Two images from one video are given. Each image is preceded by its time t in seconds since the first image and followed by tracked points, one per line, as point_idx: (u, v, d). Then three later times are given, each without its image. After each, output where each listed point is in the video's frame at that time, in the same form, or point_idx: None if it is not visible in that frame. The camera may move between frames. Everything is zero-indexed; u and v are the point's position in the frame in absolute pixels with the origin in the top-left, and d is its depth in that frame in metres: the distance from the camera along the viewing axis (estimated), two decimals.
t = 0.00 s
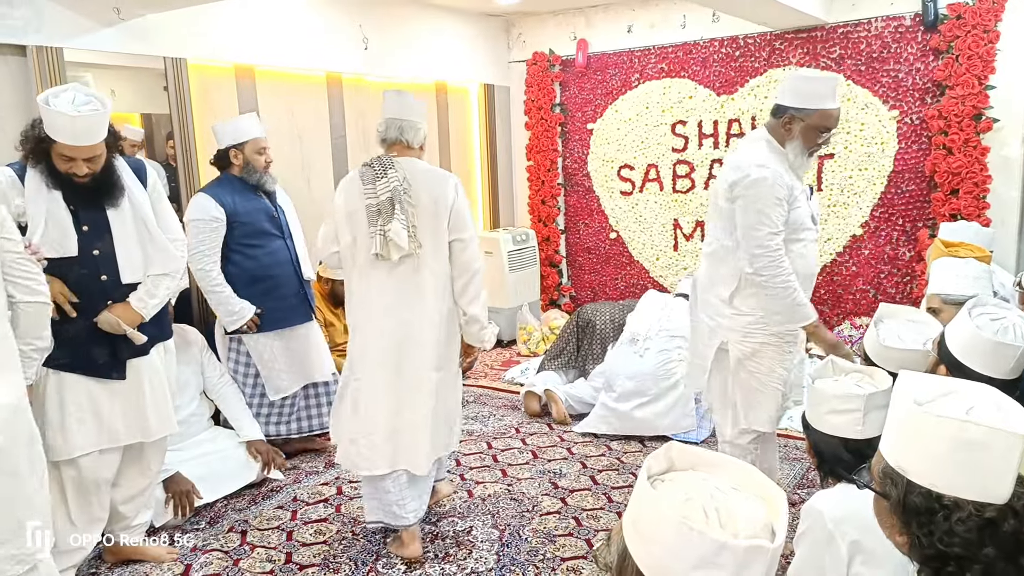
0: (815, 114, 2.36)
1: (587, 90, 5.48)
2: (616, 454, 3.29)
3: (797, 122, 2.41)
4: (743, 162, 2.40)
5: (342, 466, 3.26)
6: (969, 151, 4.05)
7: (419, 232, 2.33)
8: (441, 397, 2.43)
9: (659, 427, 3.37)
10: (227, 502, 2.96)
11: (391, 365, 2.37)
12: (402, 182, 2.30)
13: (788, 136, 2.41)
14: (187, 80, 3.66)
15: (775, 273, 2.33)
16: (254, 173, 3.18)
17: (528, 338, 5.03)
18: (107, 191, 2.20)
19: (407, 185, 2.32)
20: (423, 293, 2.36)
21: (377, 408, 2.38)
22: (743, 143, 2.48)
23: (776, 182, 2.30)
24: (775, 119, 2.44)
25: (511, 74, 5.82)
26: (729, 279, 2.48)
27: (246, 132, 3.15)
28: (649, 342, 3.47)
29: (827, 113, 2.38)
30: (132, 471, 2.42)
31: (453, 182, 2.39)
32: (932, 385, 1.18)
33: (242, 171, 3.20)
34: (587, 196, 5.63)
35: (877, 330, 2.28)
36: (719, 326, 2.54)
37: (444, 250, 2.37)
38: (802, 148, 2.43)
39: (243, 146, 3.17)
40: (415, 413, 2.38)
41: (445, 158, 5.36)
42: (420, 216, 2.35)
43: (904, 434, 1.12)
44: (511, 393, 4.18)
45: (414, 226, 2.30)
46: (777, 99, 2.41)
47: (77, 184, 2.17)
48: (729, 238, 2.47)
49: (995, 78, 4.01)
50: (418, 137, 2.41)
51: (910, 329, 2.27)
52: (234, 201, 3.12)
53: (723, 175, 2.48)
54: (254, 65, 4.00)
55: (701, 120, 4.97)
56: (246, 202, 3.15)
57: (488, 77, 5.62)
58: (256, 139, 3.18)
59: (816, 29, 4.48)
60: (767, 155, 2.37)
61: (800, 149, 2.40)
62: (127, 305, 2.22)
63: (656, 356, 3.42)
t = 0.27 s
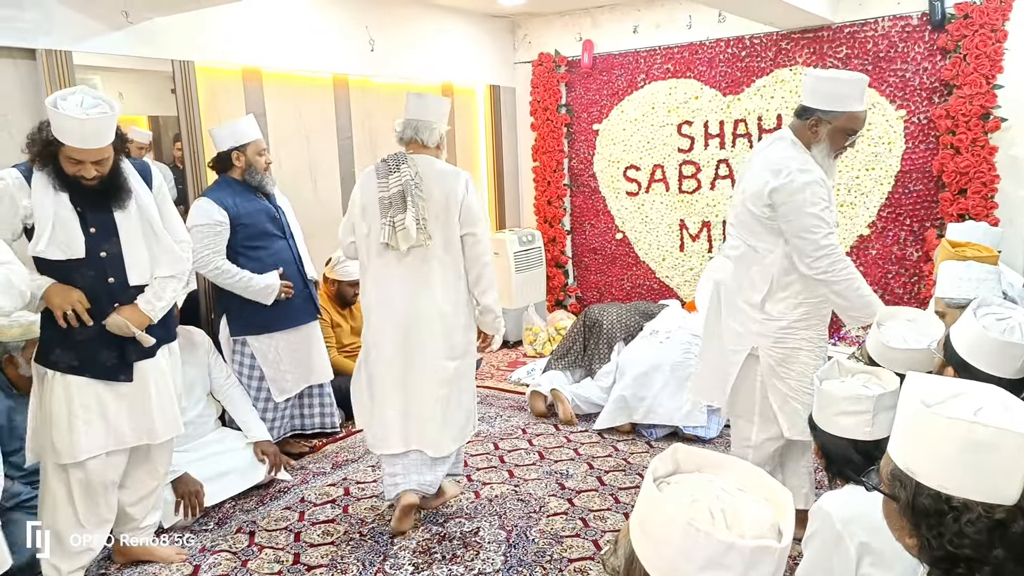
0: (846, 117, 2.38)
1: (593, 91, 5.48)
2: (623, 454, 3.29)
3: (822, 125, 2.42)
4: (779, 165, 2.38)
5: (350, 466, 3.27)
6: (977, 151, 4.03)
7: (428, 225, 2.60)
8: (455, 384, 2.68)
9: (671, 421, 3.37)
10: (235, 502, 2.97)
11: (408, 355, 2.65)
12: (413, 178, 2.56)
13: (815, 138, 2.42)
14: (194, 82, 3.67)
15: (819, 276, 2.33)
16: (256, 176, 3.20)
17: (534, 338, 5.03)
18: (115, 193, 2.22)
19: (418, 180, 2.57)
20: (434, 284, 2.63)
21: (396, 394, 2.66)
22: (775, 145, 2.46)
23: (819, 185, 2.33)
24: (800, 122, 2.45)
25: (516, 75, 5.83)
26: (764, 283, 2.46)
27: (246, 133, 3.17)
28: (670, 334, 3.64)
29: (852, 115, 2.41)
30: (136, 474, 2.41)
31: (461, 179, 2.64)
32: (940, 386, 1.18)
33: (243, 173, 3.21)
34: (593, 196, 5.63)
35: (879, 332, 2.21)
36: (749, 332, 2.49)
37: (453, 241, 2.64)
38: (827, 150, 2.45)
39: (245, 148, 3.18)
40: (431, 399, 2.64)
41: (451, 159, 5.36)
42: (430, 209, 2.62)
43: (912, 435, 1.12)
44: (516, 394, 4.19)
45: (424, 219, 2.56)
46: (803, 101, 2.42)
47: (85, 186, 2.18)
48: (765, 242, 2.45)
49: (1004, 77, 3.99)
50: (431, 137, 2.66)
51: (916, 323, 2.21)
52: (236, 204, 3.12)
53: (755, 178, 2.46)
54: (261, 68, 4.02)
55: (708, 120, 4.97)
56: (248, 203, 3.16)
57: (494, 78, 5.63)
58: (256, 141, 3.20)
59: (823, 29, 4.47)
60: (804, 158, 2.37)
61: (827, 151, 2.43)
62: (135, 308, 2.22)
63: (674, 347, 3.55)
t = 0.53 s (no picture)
0: (871, 120, 2.41)
1: (597, 94, 5.49)
2: (628, 458, 3.29)
3: (850, 128, 2.44)
4: (805, 167, 2.40)
5: (355, 470, 3.28)
6: (982, 153, 4.03)
7: (427, 224, 2.66)
8: (465, 381, 2.74)
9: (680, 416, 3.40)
10: (241, 506, 2.98)
11: (419, 356, 2.71)
12: (410, 179, 2.63)
13: (841, 141, 2.45)
14: (200, 87, 3.69)
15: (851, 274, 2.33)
16: (256, 179, 3.23)
17: (538, 341, 5.04)
18: (120, 197, 2.24)
19: (415, 181, 2.64)
20: (437, 283, 2.68)
21: (410, 395, 2.73)
22: (801, 146, 2.49)
23: (845, 185, 2.34)
24: (825, 125, 2.48)
25: (520, 79, 5.84)
26: (799, 288, 2.46)
27: (240, 138, 3.19)
28: (679, 335, 3.65)
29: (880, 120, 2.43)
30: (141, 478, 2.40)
31: (458, 178, 2.67)
32: (943, 390, 1.18)
33: (243, 178, 3.23)
34: (598, 200, 5.64)
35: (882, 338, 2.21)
36: (789, 340, 2.47)
37: (453, 239, 2.67)
38: (853, 153, 2.47)
39: (243, 153, 3.21)
40: (443, 397, 2.70)
41: (456, 163, 5.38)
42: (430, 209, 2.67)
43: (916, 439, 1.13)
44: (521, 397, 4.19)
45: (422, 220, 2.63)
46: (829, 104, 2.45)
47: (90, 191, 2.19)
48: (795, 244, 2.46)
49: (1009, 80, 3.99)
50: (430, 139, 2.70)
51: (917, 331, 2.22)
52: (242, 207, 3.14)
53: (780, 181, 2.48)
54: (265, 73, 4.04)
55: (712, 123, 4.98)
56: (251, 206, 3.18)
57: (498, 82, 5.64)
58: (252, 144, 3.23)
59: (827, 32, 4.47)
60: (830, 159, 2.38)
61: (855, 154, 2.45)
62: (145, 308, 2.24)
63: (684, 345, 3.54)
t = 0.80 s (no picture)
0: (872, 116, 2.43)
1: (599, 98, 5.49)
2: (631, 461, 3.29)
3: (851, 125, 2.46)
4: (810, 165, 2.42)
5: (358, 474, 3.28)
6: (985, 155, 4.03)
7: (415, 228, 2.72)
8: (463, 380, 2.78)
9: (683, 419, 3.40)
10: (244, 510, 2.98)
11: (416, 357, 2.77)
12: (398, 185, 2.73)
13: (843, 138, 2.47)
14: (203, 92, 3.70)
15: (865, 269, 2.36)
16: (257, 183, 3.23)
17: (541, 345, 5.04)
18: (120, 201, 2.25)
19: (403, 186, 2.73)
20: (424, 283, 2.74)
21: (410, 395, 2.79)
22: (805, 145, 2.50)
23: (850, 182, 2.36)
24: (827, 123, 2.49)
25: (523, 82, 5.85)
26: (821, 284, 2.45)
27: (239, 142, 3.19)
28: (682, 338, 3.66)
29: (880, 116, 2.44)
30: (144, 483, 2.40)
31: (444, 181, 2.71)
32: (946, 392, 1.18)
33: (244, 181, 3.23)
34: (600, 203, 5.64)
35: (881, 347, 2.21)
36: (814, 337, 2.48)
37: (439, 241, 2.72)
38: (855, 151, 2.49)
39: (242, 157, 3.22)
40: (443, 395, 2.74)
41: (458, 167, 5.39)
42: (417, 214, 2.73)
43: (920, 441, 1.12)
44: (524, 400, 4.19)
45: (410, 224, 2.70)
46: (830, 103, 2.46)
47: (89, 195, 2.20)
48: (805, 241, 2.47)
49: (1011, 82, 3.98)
50: (420, 144, 2.75)
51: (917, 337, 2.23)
52: (246, 208, 3.14)
53: (785, 181, 2.49)
54: (268, 77, 4.05)
55: (714, 126, 4.98)
56: (254, 206, 3.18)
57: (500, 85, 5.65)
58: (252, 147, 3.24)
59: (829, 34, 4.47)
60: (833, 157, 2.39)
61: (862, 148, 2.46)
62: (147, 312, 2.24)
63: (688, 348, 3.56)
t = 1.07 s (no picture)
0: (866, 107, 2.45)
1: (601, 98, 5.49)
2: (633, 462, 3.29)
3: (847, 119, 2.46)
4: (814, 161, 2.42)
5: (360, 474, 3.27)
6: (988, 155, 4.02)
7: (401, 225, 2.76)
8: (445, 371, 2.81)
9: (683, 421, 3.39)
10: (246, 511, 2.98)
11: (402, 348, 2.82)
12: (385, 182, 2.77)
13: (842, 132, 2.47)
14: (205, 93, 3.70)
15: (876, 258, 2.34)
16: (263, 183, 3.23)
17: (543, 346, 5.03)
18: (119, 202, 2.25)
19: (390, 183, 2.77)
20: (409, 278, 2.78)
21: (394, 384, 2.85)
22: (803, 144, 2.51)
23: (857, 171, 2.37)
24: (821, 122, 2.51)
25: (525, 83, 5.84)
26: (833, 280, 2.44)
27: (244, 143, 3.18)
28: (684, 338, 3.63)
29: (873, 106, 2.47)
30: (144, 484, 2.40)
31: (430, 177, 2.75)
32: (949, 392, 1.18)
33: (250, 182, 3.23)
34: (602, 203, 5.64)
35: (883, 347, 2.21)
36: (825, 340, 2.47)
37: (425, 236, 2.76)
38: (855, 143, 2.49)
39: (248, 157, 3.20)
40: (425, 385, 2.79)
41: (460, 168, 5.39)
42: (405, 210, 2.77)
43: (922, 442, 1.12)
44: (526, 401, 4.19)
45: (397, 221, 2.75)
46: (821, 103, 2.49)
47: (89, 196, 2.20)
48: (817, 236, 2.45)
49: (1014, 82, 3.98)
50: (411, 144, 2.79)
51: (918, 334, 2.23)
52: (250, 208, 3.14)
53: (788, 179, 2.48)
54: (270, 79, 4.05)
55: (716, 126, 4.98)
56: (259, 207, 3.19)
57: (502, 86, 5.65)
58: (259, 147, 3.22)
59: (831, 34, 4.46)
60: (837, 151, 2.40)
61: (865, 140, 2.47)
62: (147, 313, 2.25)
63: (691, 349, 3.53)
